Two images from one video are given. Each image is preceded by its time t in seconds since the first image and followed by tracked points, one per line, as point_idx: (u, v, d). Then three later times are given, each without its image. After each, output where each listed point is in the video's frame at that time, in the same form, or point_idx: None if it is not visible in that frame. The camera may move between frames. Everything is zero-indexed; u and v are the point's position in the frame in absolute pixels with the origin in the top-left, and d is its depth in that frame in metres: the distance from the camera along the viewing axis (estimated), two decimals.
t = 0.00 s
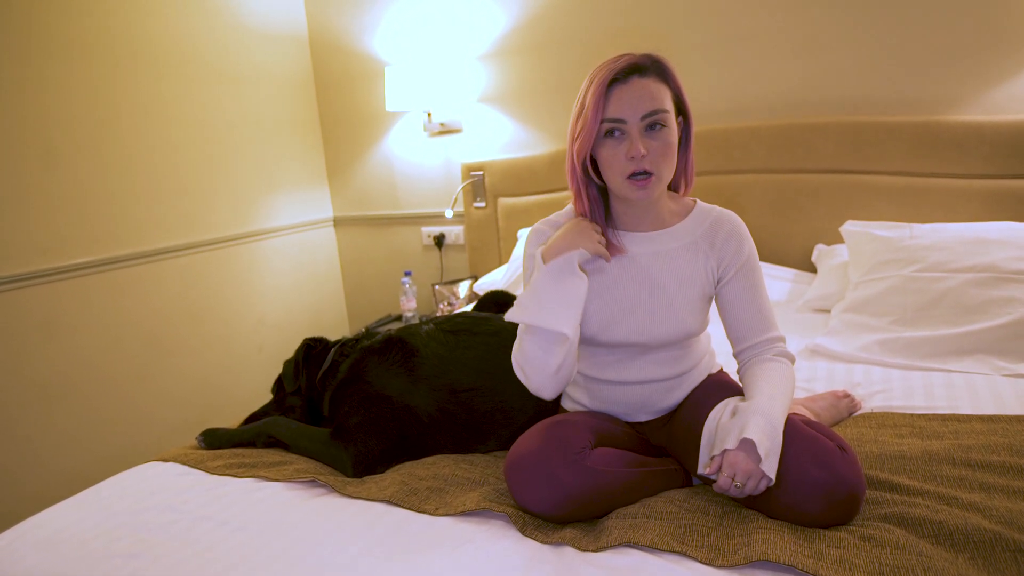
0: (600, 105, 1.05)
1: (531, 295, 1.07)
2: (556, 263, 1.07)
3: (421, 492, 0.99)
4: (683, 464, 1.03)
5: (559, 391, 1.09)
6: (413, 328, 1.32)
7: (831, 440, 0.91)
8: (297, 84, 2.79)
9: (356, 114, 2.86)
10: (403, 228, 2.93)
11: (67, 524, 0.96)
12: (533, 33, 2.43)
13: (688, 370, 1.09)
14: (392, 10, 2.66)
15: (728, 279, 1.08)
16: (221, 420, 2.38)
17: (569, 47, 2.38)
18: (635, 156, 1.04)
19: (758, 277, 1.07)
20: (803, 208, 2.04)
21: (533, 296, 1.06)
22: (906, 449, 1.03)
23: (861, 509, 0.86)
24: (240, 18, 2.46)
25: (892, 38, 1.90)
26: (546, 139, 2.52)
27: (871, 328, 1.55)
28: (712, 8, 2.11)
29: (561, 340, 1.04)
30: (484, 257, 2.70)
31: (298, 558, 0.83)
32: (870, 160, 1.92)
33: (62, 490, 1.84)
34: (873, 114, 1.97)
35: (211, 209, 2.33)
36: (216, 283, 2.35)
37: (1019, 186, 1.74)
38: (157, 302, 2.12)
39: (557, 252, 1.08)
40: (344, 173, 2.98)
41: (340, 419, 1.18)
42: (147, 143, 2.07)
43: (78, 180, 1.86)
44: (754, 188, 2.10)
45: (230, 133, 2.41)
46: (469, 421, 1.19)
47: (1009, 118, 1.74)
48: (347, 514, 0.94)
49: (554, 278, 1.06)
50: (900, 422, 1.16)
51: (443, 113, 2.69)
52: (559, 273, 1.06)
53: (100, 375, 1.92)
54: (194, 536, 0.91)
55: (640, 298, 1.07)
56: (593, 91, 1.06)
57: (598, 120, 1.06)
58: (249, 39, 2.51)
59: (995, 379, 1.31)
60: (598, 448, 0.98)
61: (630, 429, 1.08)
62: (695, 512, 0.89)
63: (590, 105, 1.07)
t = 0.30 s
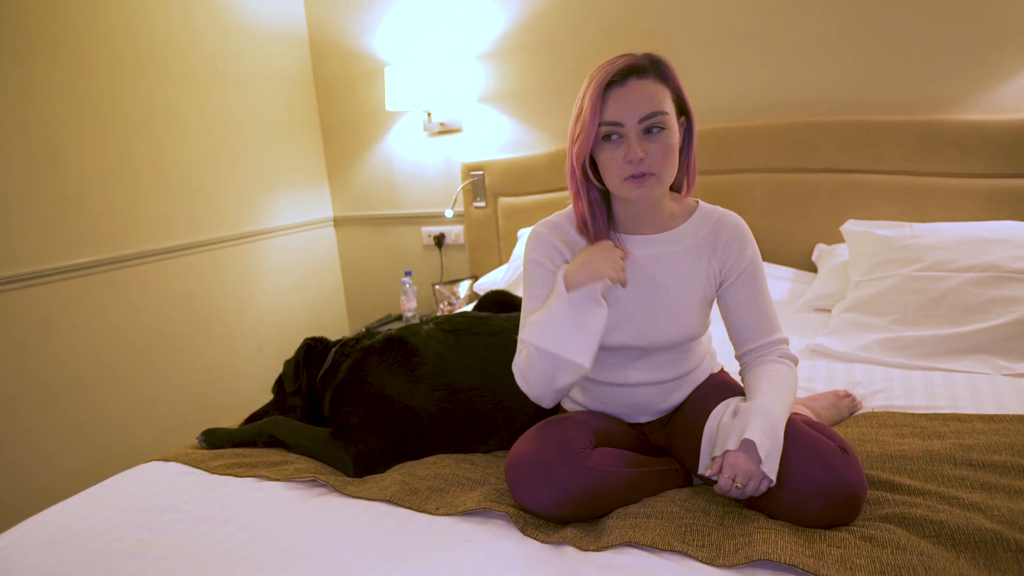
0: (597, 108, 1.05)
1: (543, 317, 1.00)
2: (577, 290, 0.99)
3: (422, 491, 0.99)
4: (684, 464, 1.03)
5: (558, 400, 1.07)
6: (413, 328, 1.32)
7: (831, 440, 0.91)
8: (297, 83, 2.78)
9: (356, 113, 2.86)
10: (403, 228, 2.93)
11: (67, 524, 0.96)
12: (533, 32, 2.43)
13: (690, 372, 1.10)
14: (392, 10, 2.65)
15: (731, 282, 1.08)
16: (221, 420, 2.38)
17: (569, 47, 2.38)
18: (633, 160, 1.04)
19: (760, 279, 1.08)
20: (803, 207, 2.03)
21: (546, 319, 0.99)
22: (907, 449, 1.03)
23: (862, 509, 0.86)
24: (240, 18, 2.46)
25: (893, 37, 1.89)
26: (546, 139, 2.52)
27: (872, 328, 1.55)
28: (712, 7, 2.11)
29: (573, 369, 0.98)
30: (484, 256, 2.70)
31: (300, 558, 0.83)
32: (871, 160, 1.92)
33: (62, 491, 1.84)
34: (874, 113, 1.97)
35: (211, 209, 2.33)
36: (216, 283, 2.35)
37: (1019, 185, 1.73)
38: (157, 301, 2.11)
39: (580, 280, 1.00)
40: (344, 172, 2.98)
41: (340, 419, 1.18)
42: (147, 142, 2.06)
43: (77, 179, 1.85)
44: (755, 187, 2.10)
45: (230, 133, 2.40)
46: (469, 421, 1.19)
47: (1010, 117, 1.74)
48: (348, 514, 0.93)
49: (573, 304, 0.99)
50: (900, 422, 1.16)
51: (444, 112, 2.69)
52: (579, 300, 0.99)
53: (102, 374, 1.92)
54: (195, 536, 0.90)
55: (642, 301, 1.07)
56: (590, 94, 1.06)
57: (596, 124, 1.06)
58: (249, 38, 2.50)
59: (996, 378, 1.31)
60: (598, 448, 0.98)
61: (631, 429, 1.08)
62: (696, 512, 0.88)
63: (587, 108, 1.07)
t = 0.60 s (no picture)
0: (587, 109, 1.06)
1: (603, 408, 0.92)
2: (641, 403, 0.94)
3: (424, 489, 0.99)
4: (686, 462, 1.03)
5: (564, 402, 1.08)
6: (414, 325, 1.31)
7: (833, 438, 0.91)
8: (298, 81, 2.78)
9: (357, 111, 2.86)
10: (403, 226, 2.93)
11: (69, 522, 0.96)
12: (534, 31, 2.43)
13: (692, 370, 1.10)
14: (393, 8, 2.65)
15: (731, 278, 1.08)
16: (223, 418, 2.38)
17: (570, 45, 2.37)
18: (623, 159, 1.04)
19: (761, 276, 1.08)
20: (804, 205, 2.03)
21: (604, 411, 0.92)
22: (908, 446, 1.03)
23: (864, 506, 0.86)
24: (240, 16, 2.45)
25: (894, 34, 1.89)
26: (547, 137, 2.52)
27: (873, 326, 1.55)
28: (714, 5, 2.10)
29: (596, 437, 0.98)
30: (485, 254, 2.70)
31: (301, 556, 0.83)
32: (872, 158, 1.92)
33: (64, 488, 1.84)
34: (875, 111, 1.96)
35: (212, 207, 2.33)
36: (217, 281, 2.35)
37: (1020, 183, 1.73)
38: (158, 299, 2.11)
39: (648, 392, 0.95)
40: (345, 170, 2.98)
41: (342, 416, 1.18)
42: (147, 139, 2.06)
43: (77, 177, 1.85)
44: (756, 185, 2.09)
45: (230, 131, 2.40)
46: (471, 419, 1.19)
47: (1012, 115, 1.74)
48: (349, 512, 0.94)
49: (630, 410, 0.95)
50: (902, 419, 1.16)
51: (444, 110, 2.68)
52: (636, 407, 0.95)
53: (103, 373, 1.93)
54: (197, 534, 0.91)
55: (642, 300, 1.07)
56: (581, 96, 1.07)
57: (587, 124, 1.07)
58: (250, 36, 2.50)
59: (997, 376, 1.31)
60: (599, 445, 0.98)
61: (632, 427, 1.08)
62: (698, 510, 0.89)
63: (579, 110, 1.08)
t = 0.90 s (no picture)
0: (588, 105, 1.07)
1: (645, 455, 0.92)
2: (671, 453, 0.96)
3: (426, 486, 0.99)
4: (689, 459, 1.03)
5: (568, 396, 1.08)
6: (416, 322, 1.31)
7: (837, 435, 0.90)
8: (299, 78, 2.78)
9: (359, 109, 2.86)
10: (405, 223, 2.93)
11: (71, 519, 0.97)
12: (536, 29, 2.42)
13: (694, 363, 1.11)
14: (394, 6, 2.65)
15: (733, 273, 1.08)
16: (224, 415, 2.39)
17: (571, 42, 2.37)
18: (622, 154, 1.04)
19: (763, 271, 1.08)
20: (806, 203, 2.03)
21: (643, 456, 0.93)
22: (910, 444, 1.03)
23: (866, 503, 0.86)
24: (241, 14, 2.45)
25: (897, 31, 1.88)
26: (548, 134, 2.51)
27: (875, 324, 1.55)
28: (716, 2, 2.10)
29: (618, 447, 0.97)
30: (487, 252, 2.70)
31: (303, 553, 0.83)
32: (875, 155, 1.91)
33: (66, 485, 1.85)
34: (878, 108, 1.96)
35: (214, 205, 2.33)
36: (218, 279, 2.35)
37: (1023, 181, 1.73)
38: (160, 297, 2.12)
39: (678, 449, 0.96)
40: (346, 168, 2.98)
41: (344, 413, 1.18)
42: (148, 137, 2.06)
43: (78, 175, 1.85)
44: (758, 183, 2.09)
45: (231, 128, 2.40)
46: (473, 416, 1.19)
47: (1014, 113, 1.73)
48: (351, 509, 0.94)
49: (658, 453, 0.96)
50: (904, 417, 1.16)
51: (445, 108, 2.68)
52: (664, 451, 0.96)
53: (104, 371, 1.93)
54: (198, 531, 0.91)
55: (645, 293, 1.06)
56: (583, 92, 1.08)
57: (588, 120, 1.07)
58: (250, 34, 2.49)
59: (999, 374, 1.31)
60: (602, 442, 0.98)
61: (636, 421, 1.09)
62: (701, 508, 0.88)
63: (580, 105, 1.08)
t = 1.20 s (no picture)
0: (594, 103, 1.06)
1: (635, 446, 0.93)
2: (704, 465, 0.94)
3: (426, 487, 0.99)
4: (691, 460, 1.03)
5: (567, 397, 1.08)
6: (416, 322, 1.31)
7: (836, 436, 0.90)
8: (299, 79, 2.78)
9: (359, 110, 2.86)
10: (405, 224, 2.93)
11: (72, 519, 0.97)
12: (535, 29, 2.42)
13: (694, 364, 1.11)
14: (394, 6, 2.65)
15: (731, 273, 1.08)
16: (224, 416, 2.39)
17: (571, 43, 2.37)
18: (627, 154, 1.04)
19: (760, 271, 1.08)
20: (806, 203, 2.03)
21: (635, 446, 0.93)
22: (910, 444, 1.02)
23: (866, 504, 0.86)
24: (241, 15, 2.45)
25: (897, 32, 1.89)
26: (548, 135, 2.51)
27: (875, 324, 1.55)
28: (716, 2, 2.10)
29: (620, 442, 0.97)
30: (487, 253, 2.70)
31: (303, 553, 0.83)
32: (874, 156, 1.91)
33: (66, 486, 1.85)
34: (877, 109, 1.96)
35: (214, 205, 2.33)
36: (218, 279, 2.35)
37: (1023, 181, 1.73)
38: (160, 298, 2.12)
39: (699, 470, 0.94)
40: (346, 168, 2.98)
41: (344, 414, 1.18)
42: (148, 137, 2.06)
43: (79, 176, 1.85)
44: (758, 183, 2.09)
45: (231, 129, 2.40)
46: (473, 416, 1.19)
47: (1014, 113, 1.73)
48: (351, 509, 0.94)
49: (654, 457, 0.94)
50: (904, 417, 1.16)
51: (445, 108, 2.68)
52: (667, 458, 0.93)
53: (104, 371, 1.93)
54: (199, 530, 0.91)
55: (645, 293, 1.06)
56: (589, 90, 1.07)
57: (594, 118, 1.07)
58: (250, 34, 2.50)
59: (999, 374, 1.31)
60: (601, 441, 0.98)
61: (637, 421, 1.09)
62: (700, 509, 0.88)
63: (586, 103, 1.08)
